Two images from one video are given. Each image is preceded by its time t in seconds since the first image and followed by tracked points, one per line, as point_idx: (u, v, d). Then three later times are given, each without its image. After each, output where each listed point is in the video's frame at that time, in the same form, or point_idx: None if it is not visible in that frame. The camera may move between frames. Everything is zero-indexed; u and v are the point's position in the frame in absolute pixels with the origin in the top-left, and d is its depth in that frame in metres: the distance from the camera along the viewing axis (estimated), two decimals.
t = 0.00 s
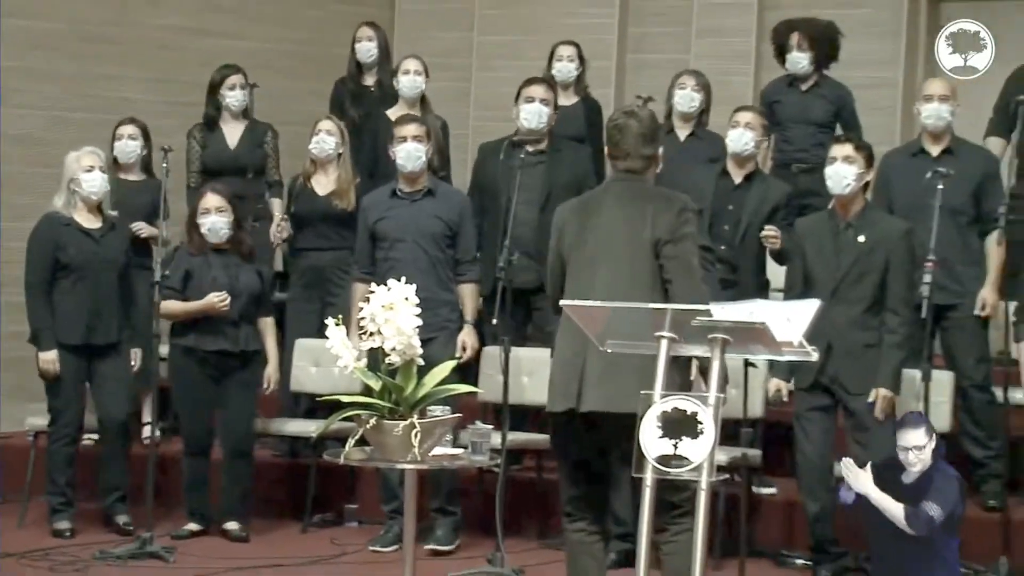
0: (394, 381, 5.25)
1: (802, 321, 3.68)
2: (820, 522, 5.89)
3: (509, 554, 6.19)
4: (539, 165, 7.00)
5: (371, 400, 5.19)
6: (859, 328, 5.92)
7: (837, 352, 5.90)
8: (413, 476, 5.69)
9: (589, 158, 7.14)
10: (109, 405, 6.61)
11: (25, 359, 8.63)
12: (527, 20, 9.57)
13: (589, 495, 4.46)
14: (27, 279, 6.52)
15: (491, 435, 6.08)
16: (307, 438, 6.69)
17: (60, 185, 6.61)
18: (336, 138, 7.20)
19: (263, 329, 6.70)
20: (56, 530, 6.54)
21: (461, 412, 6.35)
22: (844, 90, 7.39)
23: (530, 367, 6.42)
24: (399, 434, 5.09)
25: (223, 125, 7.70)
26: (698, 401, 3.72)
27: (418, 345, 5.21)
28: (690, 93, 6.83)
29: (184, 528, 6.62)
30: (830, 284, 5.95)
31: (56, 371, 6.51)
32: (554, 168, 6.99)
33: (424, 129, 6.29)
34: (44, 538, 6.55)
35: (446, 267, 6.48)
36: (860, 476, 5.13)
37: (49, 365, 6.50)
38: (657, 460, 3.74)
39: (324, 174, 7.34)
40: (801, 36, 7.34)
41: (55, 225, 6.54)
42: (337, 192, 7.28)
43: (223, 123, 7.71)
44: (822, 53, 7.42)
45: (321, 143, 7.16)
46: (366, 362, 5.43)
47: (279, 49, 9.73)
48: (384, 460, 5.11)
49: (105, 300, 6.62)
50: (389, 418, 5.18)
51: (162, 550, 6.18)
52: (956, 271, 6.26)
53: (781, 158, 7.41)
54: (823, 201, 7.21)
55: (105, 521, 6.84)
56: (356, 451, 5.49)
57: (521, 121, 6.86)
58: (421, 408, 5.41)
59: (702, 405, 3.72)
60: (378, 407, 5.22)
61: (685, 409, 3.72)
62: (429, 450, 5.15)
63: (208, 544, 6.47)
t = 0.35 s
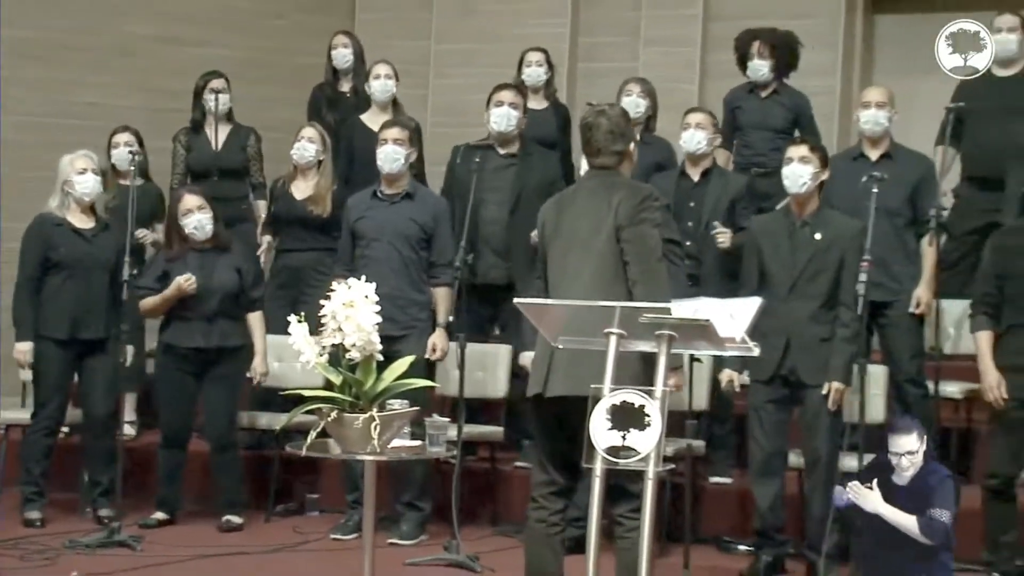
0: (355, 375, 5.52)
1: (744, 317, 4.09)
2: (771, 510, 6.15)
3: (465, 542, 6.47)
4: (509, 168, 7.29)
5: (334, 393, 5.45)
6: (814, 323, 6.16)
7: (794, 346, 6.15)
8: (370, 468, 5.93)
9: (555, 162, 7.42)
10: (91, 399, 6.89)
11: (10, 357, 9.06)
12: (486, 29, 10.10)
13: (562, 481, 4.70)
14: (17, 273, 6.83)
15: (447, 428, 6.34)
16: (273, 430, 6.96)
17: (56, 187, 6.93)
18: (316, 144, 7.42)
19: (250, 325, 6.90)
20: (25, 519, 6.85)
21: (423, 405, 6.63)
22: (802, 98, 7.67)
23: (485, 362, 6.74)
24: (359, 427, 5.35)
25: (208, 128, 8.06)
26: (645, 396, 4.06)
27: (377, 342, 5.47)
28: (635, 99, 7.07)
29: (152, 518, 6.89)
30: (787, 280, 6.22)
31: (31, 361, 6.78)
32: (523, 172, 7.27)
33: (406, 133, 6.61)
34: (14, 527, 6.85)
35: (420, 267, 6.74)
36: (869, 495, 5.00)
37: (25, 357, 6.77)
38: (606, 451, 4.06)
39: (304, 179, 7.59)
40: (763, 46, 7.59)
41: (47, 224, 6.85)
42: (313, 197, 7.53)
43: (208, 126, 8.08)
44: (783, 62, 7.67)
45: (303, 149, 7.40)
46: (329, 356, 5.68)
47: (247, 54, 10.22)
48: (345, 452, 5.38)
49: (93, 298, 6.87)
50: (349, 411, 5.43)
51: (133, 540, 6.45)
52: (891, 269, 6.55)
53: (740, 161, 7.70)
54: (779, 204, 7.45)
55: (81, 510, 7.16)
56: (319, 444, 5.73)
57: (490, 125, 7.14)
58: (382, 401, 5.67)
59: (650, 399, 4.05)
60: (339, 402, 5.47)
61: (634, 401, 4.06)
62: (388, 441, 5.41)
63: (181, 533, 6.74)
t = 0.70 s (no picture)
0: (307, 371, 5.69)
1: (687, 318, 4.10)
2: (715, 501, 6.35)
3: (413, 535, 6.64)
4: (470, 170, 7.47)
5: (286, 389, 5.58)
6: (775, 322, 6.33)
7: (756, 344, 6.32)
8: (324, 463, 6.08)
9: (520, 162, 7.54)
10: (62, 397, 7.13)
11: None
12: (442, 33, 10.42)
13: (525, 479, 4.85)
14: None
15: (398, 423, 6.46)
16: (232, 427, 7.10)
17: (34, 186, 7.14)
18: (277, 146, 7.52)
19: (216, 319, 7.06)
20: None
21: (376, 402, 6.78)
22: (757, 103, 7.82)
23: (434, 358, 6.88)
24: (310, 422, 5.47)
25: (179, 130, 8.24)
26: (586, 393, 4.18)
27: (329, 339, 5.62)
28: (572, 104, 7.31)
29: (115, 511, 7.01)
30: (751, 279, 6.37)
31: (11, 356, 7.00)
32: (483, 172, 7.42)
33: (376, 135, 6.82)
34: None
35: (387, 267, 6.88)
36: (864, 512, 5.00)
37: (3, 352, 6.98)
38: (553, 445, 4.19)
39: (263, 178, 7.67)
40: (713, 58, 7.78)
41: (21, 224, 7.07)
42: (270, 199, 7.63)
43: (179, 128, 8.25)
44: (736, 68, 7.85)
45: (263, 150, 7.50)
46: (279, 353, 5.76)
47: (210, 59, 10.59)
48: (295, 446, 5.48)
49: (65, 297, 7.09)
50: (301, 407, 5.56)
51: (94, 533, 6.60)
52: (835, 268, 6.69)
53: (697, 162, 7.85)
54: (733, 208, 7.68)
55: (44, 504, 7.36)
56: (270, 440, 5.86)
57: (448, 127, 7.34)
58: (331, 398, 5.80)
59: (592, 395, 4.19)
60: (292, 397, 5.63)
61: (577, 398, 4.18)
62: (339, 435, 5.54)
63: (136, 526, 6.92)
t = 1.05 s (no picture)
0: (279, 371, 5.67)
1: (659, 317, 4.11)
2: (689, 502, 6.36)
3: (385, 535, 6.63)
4: (442, 171, 7.47)
5: (258, 390, 5.57)
6: (751, 322, 6.35)
7: (732, 344, 6.33)
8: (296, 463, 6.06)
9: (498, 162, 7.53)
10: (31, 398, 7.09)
11: None
12: (411, 32, 10.45)
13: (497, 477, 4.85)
14: None
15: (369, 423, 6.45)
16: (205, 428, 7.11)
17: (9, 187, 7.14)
18: (239, 146, 7.53)
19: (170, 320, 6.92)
20: None
21: (348, 403, 6.78)
22: (727, 103, 7.82)
23: (407, 358, 6.89)
24: (282, 422, 5.47)
25: (152, 132, 8.26)
26: (560, 391, 4.14)
27: (301, 339, 5.62)
28: (532, 103, 7.57)
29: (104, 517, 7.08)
30: (727, 280, 6.39)
31: None
32: (455, 172, 7.43)
33: (349, 136, 6.81)
34: None
35: (359, 267, 6.87)
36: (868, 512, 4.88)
37: None
38: (525, 444, 4.13)
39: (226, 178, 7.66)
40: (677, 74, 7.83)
41: None
42: (231, 197, 7.64)
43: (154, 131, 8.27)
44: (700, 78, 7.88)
45: (225, 150, 7.50)
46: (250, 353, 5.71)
47: (182, 59, 10.59)
48: (268, 446, 5.47)
49: (34, 298, 7.06)
50: (273, 408, 5.55)
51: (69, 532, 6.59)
52: (810, 268, 6.70)
53: (668, 164, 7.87)
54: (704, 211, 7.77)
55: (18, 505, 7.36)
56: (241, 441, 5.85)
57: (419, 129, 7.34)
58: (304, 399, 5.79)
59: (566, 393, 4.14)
60: (264, 398, 5.59)
61: (550, 397, 4.14)
62: (312, 436, 5.52)
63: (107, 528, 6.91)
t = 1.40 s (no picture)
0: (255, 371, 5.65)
1: (636, 316, 4.07)
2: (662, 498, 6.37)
3: (362, 535, 6.62)
4: (403, 166, 7.49)
5: (235, 390, 5.54)
6: (721, 320, 6.36)
7: (702, 342, 6.33)
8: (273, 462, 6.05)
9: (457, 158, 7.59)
10: None
11: None
12: (381, 32, 10.46)
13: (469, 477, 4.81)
14: None
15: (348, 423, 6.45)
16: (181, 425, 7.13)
17: None
18: (195, 144, 7.52)
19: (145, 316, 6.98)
20: None
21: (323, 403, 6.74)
22: (690, 100, 7.81)
23: (382, 357, 6.88)
24: (259, 422, 5.44)
25: (121, 128, 8.27)
26: (538, 391, 4.13)
27: (278, 339, 5.60)
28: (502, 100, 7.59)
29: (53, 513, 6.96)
30: (694, 280, 6.41)
31: None
32: (416, 167, 7.45)
33: (310, 135, 6.83)
34: None
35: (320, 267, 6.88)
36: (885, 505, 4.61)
37: None
38: (503, 443, 4.13)
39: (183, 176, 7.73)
40: (642, 72, 7.76)
41: None
42: (189, 193, 7.70)
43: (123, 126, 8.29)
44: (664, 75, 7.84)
45: (181, 150, 7.51)
46: (229, 353, 5.64)
47: (161, 57, 10.56)
48: (245, 446, 5.45)
49: None
50: (250, 408, 5.52)
51: (67, 533, 6.56)
52: (792, 266, 6.75)
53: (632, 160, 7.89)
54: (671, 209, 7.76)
55: None
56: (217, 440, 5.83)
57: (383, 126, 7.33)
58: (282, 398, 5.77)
59: (542, 394, 4.12)
60: (241, 397, 5.57)
61: (528, 397, 4.13)
62: (289, 436, 5.50)
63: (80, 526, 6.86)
